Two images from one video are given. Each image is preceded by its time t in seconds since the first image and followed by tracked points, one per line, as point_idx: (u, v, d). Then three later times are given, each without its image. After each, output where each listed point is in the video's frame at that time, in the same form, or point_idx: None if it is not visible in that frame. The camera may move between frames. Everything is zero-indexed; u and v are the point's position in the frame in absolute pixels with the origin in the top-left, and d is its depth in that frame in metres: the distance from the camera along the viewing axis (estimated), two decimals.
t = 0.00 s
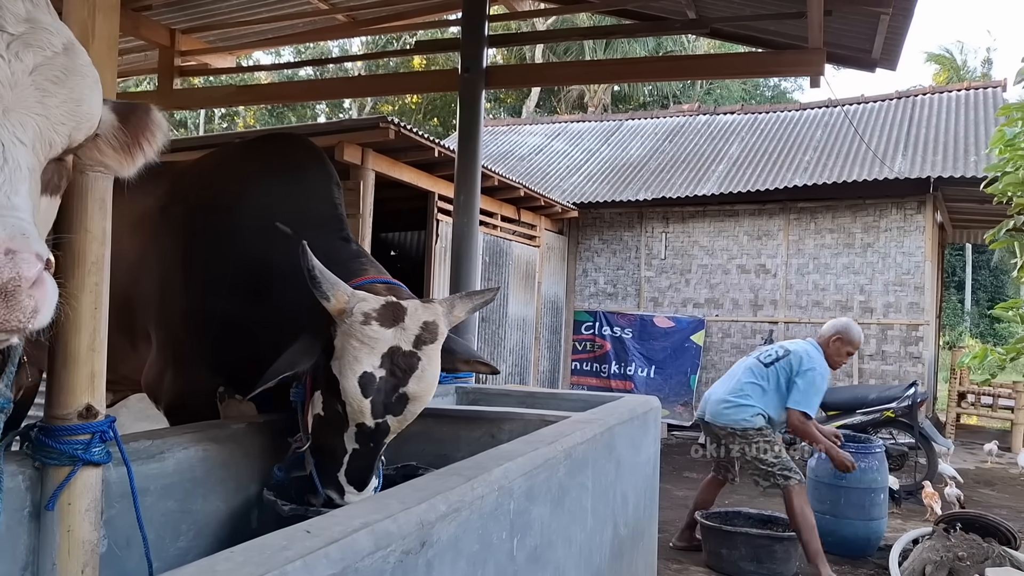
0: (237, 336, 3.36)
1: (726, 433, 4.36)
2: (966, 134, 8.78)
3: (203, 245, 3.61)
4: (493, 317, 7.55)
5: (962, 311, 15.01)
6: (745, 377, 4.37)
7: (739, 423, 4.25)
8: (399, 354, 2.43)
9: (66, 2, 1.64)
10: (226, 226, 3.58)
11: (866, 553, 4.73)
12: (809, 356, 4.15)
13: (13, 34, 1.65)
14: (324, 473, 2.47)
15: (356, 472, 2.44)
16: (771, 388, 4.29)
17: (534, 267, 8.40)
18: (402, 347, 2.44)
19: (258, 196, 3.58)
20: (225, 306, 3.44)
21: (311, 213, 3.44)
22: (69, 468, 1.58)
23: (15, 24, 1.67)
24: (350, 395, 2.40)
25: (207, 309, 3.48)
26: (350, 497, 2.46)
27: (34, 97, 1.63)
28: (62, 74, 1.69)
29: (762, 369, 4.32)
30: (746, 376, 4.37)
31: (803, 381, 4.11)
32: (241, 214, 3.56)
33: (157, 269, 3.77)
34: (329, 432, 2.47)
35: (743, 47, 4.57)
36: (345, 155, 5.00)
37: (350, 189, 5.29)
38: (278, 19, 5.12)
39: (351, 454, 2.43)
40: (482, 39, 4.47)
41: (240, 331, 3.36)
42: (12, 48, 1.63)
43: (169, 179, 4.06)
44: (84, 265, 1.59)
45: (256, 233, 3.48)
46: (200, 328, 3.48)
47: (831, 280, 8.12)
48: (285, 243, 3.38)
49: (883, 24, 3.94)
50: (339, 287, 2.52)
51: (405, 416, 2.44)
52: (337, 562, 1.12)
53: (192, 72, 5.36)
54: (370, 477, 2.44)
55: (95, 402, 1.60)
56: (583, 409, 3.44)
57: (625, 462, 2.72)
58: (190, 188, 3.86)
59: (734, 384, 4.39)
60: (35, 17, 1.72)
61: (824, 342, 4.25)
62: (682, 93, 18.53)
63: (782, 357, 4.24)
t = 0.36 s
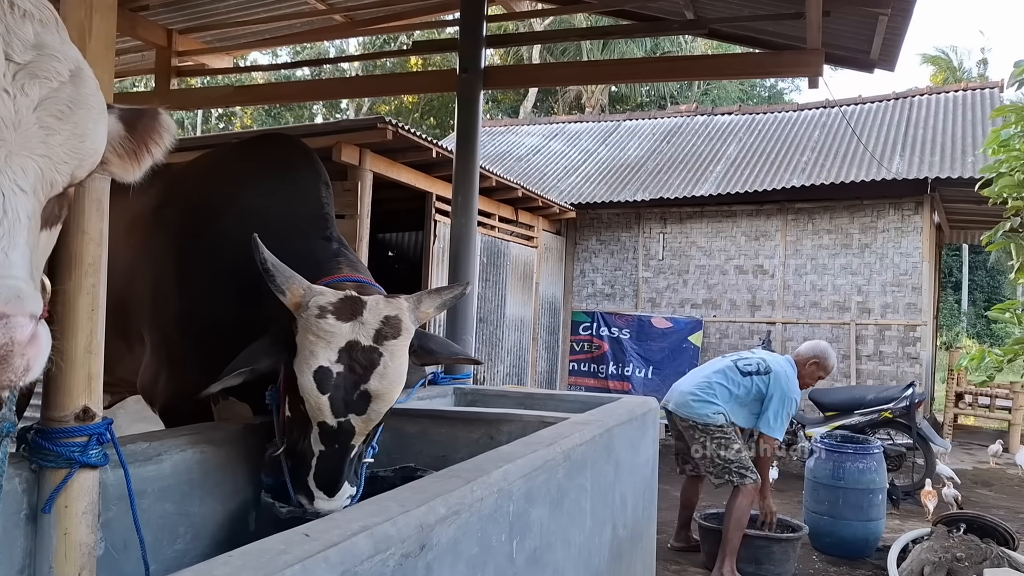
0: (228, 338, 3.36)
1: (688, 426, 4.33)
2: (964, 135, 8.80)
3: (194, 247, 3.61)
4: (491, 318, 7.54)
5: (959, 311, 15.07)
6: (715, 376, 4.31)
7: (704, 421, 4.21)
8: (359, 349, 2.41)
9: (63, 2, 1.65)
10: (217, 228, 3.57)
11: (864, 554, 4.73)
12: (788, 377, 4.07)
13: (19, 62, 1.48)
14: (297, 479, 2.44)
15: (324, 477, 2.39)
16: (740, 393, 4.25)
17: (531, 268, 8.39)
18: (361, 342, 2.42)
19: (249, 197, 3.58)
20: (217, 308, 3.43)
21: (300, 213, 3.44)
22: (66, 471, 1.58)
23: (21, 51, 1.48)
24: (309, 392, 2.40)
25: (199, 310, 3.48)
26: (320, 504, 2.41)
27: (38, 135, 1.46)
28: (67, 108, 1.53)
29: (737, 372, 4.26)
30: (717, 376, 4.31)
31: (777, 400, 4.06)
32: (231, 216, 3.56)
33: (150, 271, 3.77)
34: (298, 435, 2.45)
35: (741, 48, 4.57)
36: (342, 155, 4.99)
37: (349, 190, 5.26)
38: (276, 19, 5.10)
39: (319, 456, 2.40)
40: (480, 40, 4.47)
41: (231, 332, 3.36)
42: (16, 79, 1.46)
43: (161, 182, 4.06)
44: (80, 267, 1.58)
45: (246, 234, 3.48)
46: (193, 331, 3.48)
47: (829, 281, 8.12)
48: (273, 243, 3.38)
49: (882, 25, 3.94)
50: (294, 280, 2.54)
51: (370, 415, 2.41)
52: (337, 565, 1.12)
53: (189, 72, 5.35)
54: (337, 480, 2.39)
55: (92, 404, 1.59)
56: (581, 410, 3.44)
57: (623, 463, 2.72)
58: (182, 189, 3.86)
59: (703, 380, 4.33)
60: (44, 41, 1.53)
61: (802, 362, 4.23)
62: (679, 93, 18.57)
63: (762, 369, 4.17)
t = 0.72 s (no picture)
0: (212, 341, 3.35)
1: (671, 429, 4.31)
2: (960, 136, 8.82)
3: (181, 251, 3.61)
4: (488, 319, 7.53)
5: (956, 311, 15.11)
6: (699, 384, 4.30)
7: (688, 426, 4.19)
8: (326, 361, 2.41)
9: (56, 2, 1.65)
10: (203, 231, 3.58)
11: (861, 554, 4.73)
12: (771, 396, 4.14)
13: (59, 119, 1.49)
14: (300, 485, 2.45)
15: (323, 480, 2.39)
16: (723, 404, 4.25)
17: (529, 269, 8.39)
18: (328, 353, 2.42)
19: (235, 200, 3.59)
20: (201, 310, 3.43)
21: (282, 215, 3.42)
22: (60, 473, 1.55)
23: (62, 107, 1.50)
24: (285, 410, 2.41)
25: (185, 313, 3.48)
26: (326, 505, 2.41)
27: (76, 198, 1.48)
28: (100, 168, 1.57)
29: (721, 383, 4.27)
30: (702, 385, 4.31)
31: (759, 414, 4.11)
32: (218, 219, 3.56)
33: (138, 275, 3.77)
34: (288, 445, 2.46)
35: (738, 49, 4.57)
36: (339, 156, 4.98)
37: (345, 190, 5.27)
38: (272, 20, 5.10)
39: (313, 463, 2.40)
40: (477, 41, 4.47)
41: (214, 335, 3.35)
42: (57, 137, 1.48)
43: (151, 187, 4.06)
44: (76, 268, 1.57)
45: (230, 238, 3.48)
46: (178, 334, 3.49)
47: (825, 282, 8.13)
48: (254, 245, 3.37)
49: (878, 26, 3.95)
50: (252, 303, 2.57)
51: (352, 421, 2.41)
52: (332, 568, 1.11)
53: (185, 72, 5.35)
54: (335, 480, 2.38)
55: (86, 407, 1.59)
56: (577, 411, 3.43)
57: (620, 464, 2.72)
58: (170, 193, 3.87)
59: (687, 387, 4.32)
60: (81, 94, 1.56)
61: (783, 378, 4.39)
62: (676, 94, 18.60)
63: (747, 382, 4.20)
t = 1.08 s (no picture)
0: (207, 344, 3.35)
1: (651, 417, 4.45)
2: (957, 137, 8.83)
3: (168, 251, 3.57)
4: (486, 320, 7.53)
5: (953, 312, 15.15)
6: (676, 369, 4.48)
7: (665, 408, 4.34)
8: (327, 350, 2.43)
9: (58, 8, 1.96)
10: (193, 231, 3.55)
11: (859, 556, 4.72)
12: (746, 366, 4.27)
13: (90, 194, 1.30)
14: (276, 486, 2.42)
15: (304, 483, 2.37)
16: (700, 383, 4.41)
17: (526, 269, 8.39)
18: (330, 343, 2.45)
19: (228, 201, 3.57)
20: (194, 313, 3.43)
21: (278, 218, 3.45)
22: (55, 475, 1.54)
23: (94, 180, 1.31)
24: (279, 396, 2.41)
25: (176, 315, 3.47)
26: (299, 510, 2.38)
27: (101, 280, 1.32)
28: (126, 245, 1.39)
29: (696, 364, 4.45)
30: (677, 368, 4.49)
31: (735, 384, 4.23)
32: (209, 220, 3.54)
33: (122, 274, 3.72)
34: (273, 443, 2.45)
35: (736, 50, 4.57)
36: (336, 157, 4.97)
37: (343, 191, 5.27)
38: (269, 21, 5.10)
39: (296, 462, 2.39)
40: (474, 42, 4.46)
41: (209, 337, 3.35)
42: (86, 215, 1.29)
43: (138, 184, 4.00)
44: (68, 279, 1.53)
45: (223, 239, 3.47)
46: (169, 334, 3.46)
47: (823, 283, 8.14)
48: (249, 247, 3.38)
49: (874, 27, 3.95)
50: (261, 286, 2.64)
51: (344, 418, 2.41)
52: (328, 572, 1.10)
53: (182, 74, 5.35)
54: (315, 486, 2.37)
55: (82, 408, 1.58)
56: (575, 412, 3.43)
57: (617, 466, 2.71)
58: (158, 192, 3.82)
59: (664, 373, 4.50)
60: (113, 165, 1.37)
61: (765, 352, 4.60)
62: (673, 95, 18.64)
63: (718, 358, 4.39)
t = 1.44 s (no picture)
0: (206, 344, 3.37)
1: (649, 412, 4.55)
2: (956, 138, 8.84)
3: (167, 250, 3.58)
4: (484, 321, 7.53)
5: (951, 313, 15.16)
6: (670, 361, 4.58)
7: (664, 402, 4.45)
8: (315, 351, 2.46)
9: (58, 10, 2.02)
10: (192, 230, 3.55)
11: (858, 557, 4.72)
12: (738, 351, 4.42)
13: (97, 237, 1.32)
14: (278, 489, 2.42)
15: (305, 485, 2.37)
16: (695, 373, 4.51)
17: (525, 270, 8.39)
18: (318, 343, 2.47)
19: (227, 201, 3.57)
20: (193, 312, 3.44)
21: (277, 218, 3.45)
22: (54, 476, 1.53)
23: (103, 223, 1.33)
24: (272, 401, 2.42)
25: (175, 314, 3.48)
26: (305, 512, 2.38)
27: (98, 325, 1.32)
28: (129, 291, 1.39)
29: (688, 355, 4.56)
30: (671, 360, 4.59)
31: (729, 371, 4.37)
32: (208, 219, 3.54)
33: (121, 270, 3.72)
34: (270, 447, 2.44)
35: (736, 51, 4.57)
36: (334, 158, 4.96)
37: (341, 192, 5.27)
38: (268, 22, 5.09)
39: (295, 465, 2.39)
40: (473, 42, 4.45)
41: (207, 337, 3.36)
42: (90, 258, 1.30)
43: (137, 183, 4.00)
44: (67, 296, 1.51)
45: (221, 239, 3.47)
46: (174, 333, 3.48)
47: (822, 283, 8.14)
48: (247, 248, 3.38)
49: (874, 28, 3.94)
50: (245, 293, 2.70)
51: (338, 418, 2.42)
52: (327, 573, 1.10)
53: (180, 74, 5.34)
54: (317, 488, 2.37)
55: (81, 410, 1.55)
56: (574, 412, 3.43)
57: (617, 467, 2.71)
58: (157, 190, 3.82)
59: (659, 367, 4.60)
60: (127, 210, 1.39)
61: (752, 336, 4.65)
62: (672, 96, 18.65)
63: (710, 347, 4.51)
